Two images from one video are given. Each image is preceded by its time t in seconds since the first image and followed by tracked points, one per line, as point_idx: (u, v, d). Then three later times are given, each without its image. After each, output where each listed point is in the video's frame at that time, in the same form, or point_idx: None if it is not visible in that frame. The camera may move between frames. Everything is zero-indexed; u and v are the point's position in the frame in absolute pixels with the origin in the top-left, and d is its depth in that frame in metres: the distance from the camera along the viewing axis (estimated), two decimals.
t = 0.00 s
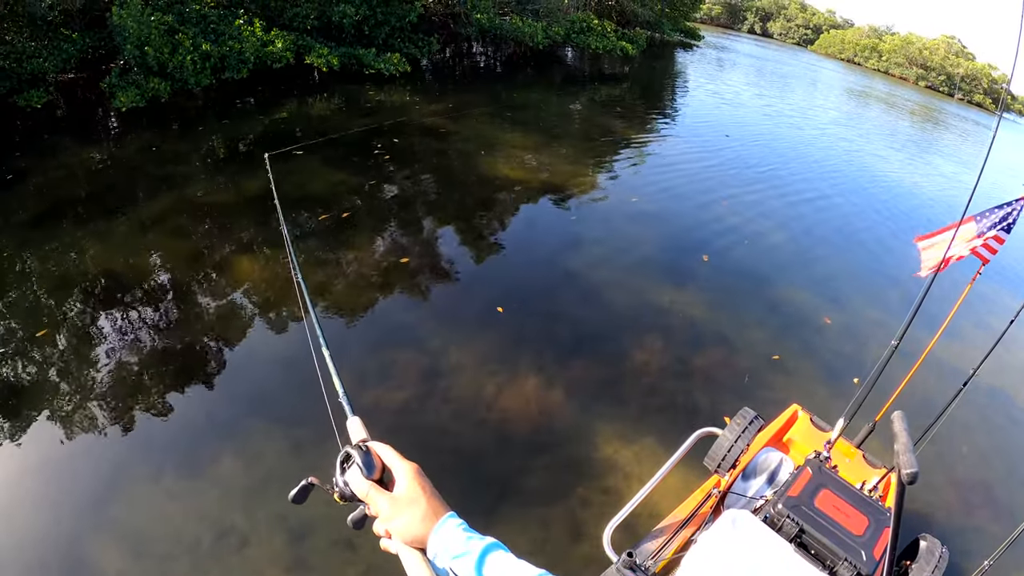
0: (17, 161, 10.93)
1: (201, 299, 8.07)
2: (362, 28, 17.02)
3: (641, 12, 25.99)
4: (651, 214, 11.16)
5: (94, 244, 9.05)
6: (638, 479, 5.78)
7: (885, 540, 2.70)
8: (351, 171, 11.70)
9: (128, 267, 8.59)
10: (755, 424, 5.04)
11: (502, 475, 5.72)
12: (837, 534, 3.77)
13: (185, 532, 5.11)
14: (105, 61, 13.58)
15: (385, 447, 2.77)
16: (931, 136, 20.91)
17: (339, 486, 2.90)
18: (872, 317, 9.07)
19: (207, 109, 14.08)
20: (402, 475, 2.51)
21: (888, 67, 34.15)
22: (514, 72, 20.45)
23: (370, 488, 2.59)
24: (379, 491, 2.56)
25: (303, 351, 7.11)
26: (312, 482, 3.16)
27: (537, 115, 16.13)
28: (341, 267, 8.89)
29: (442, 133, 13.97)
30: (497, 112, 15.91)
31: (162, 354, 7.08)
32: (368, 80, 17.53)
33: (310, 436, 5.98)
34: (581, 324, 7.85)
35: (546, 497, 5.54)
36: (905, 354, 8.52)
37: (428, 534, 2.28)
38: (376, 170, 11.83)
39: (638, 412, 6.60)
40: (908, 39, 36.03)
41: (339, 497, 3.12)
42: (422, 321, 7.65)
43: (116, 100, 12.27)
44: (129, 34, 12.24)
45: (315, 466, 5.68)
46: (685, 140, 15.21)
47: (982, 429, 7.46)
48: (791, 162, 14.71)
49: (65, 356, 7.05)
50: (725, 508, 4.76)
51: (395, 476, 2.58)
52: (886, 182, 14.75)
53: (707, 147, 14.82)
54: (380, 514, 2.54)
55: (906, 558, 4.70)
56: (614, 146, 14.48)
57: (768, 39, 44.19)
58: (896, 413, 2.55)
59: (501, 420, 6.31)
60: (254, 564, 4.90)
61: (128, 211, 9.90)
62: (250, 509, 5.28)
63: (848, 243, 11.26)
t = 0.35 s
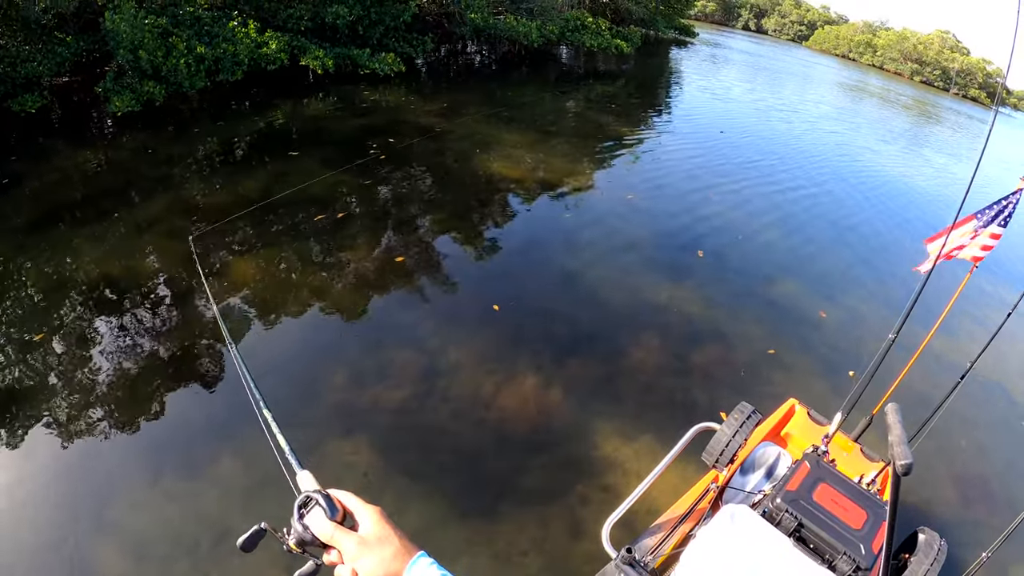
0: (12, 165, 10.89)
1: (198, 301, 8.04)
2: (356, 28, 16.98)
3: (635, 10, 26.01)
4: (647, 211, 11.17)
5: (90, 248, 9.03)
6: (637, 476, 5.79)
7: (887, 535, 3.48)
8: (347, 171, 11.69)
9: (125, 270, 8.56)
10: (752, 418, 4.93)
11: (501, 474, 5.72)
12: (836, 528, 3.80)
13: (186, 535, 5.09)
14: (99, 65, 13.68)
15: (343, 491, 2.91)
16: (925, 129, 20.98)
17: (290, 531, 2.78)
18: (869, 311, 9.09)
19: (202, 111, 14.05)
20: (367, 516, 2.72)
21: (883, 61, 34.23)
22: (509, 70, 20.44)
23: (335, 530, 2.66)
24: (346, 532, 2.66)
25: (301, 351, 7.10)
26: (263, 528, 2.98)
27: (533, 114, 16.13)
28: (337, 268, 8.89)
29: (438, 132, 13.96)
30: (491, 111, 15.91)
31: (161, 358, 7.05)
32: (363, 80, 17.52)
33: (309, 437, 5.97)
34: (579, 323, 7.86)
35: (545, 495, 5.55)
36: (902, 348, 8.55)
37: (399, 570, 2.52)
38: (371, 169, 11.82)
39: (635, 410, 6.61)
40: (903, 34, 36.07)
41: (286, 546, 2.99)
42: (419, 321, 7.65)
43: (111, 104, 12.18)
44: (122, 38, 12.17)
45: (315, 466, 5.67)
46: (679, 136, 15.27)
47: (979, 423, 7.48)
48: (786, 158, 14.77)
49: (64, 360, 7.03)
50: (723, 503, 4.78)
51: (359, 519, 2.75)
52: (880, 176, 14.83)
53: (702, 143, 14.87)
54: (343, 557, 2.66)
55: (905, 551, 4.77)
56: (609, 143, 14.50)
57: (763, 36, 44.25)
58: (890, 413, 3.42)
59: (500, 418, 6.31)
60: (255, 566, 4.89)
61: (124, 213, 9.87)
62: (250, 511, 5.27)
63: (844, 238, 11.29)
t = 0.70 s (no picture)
0: None
1: (182, 311, 7.93)
2: (330, 30, 16.80)
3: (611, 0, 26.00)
4: (630, 201, 11.18)
5: (70, 262, 8.87)
6: (628, 468, 5.79)
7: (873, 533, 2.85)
8: (326, 174, 11.57)
9: (105, 283, 8.41)
10: (740, 407, 4.98)
11: (492, 473, 5.69)
12: (829, 514, 3.81)
13: (178, 551, 5.01)
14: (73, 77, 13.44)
15: None
16: (901, 108, 21.19)
17: None
18: (854, 293, 9.15)
19: (178, 119, 13.85)
20: None
21: (859, 44, 34.45)
22: (486, 65, 20.37)
23: None
24: None
25: (286, 358, 7.01)
26: None
27: (512, 108, 16.06)
28: (320, 272, 8.80)
29: (417, 130, 13.86)
30: (470, 107, 15.84)
31: (148, 370, 6.92)
32: (339, 81, 17.37)
33: (297, 444, 5.89)
34: (565, 317, 7.84)
35: (537, 492, 5.52)
36: (889, 329, 8.60)
37: None
38: (350, 171, 11.71)
39: (624, 402, 6.60)
40: (878, 15, 36.29)
41: None
42: (405, 322, 7.59)
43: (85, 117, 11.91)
44: (94, 49, 11.87)
45: (304, 473, 5.60)
46: (658, 124, 15.32)
47: (965, 399, 7.56)
48: (766, 142, 14.83)
49: (48, 376, 6.87)
50: (714, 493, 4.74)
51: None
52: (857, 156, 14.98)
53: (682, 131, 14.89)
54: None
55: (898, 532, 4.81)
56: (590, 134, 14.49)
57: (739, 22, 44.44)
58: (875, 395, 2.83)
59: (489, 416, 6.28)
60: None
61: (102, 226, 9.70)
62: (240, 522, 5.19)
63: (825, 219, 11.38)
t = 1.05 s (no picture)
0: None
1: (170, 308, 7.80)
2: (311, 19, 16.50)
3: None
4: (618, 186, 11.10)
5: (54, 262, 8.71)
6: (621, 454, 5.77)
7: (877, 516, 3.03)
8: (310, 165, 11.40)
9: (91, 283, 8.25)
10: (732, 393, 4.93)
11: (485, 463, 5.66)
12: (824, 499, 3.79)
13: (171, 551, 4.93)
14: (53, 75, 13.15)
15: None
16: (885, 87, 21.23)
17: None
18: (843, 273, 9.15)
19: (159, 114, 13.60)
20: None
21: (844, 23, 34.40)
22: (469, 52, 20.12)
23: None
24: None
25: (273, 354, 6.92)
26: None
27: (497, 94, 15.88)
28: (306, 264, 8.68)
29: (401, 119, 13.69)
30: (454, 94, 15.65)
31: (139, 369, 6.81)
32: (320, 71, 17.12)
33: (287, 440, 5.82)
34: (554, 304, 7.79)
35: (530, 481, 5.50)
36: (880, 311, 8.58)
37: None
38: (334, 161, 11.55)
39: (615, 388, 6.58)
40: None
41: None
42: (393, 313, 7.51)
43: (64, 115, 11.66)
44: (72, 46, 11.54)
45: (297, 469, 5.54)
46: (644, 107, 15.23)
47: (954, 376, 7.61)
48: (753, 124, 14.77)
49: (37, 377, 6.74)
50: (709, 481, 4.77)
51: None
52: (843, 135, 15.00)
53: (669, 114, 14.80)
54: None
55: (894, 516, 4.80)
56: (576, 119, 14.36)
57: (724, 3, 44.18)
58: (878, 380, 3.00)
59: (480, 406, 6.24)
60: None
61: (85, 225, 9.53)
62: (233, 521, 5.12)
63: (813, 200, 11.37)
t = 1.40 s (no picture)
0: None
1: (171, 310, 7.79)
2: (308, 17, 16.46)
3: None
4: (617, 181, 11.07)
5: (55, 265, 8.71)
6: (622, 451, 5.76)
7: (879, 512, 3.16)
8: (309, 164, 11.38)
9: (92, 286, 8.25)
10: (735, 389, 4.86)
11: (485, 462, 5.65)
12: (828, 494, 3.77)
13: (174, 552, 4.93)
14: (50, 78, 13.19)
15: None
16: (885, 80, 21.18)
17: None
18: (844, 267, 9.12)
19: (157, 115, 13.58)
20: None
21: (843, 17, 34.28)
22: (467, 49, 20.08)
23: None
24: None
25: (274, 354, 6.91)
26: None
27: (495, 91, 15.83)
28: (305, 264, 8.67)
29: (398, 117, 13.66)
30: (451, 91, 15.62)
31: (142, 372, 6.80)
32: (318, 70, 17.10)
33: (288, 440, 5.82)
34: (554, 301, 7.77)
35: (531, 479, 5.50)
36: (882, 307, 8.52)
37: None
38: (332, 160, 11.54)
39: (615, 384, 6.57)
40: None
41: None
42: (393, 312, 7.50)
43: (63, 117, 11.63)
44: (68, 46, 11.43)
45: (299, 470, 5.53)
46: (643, 102, 15.19)
47: (956, 370, 7.59)
48: (752, 117, 14.72)
49: (39, 380, 6.73)
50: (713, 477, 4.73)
51: None
52: (843, 128, 14.97)
53: (667, 108, 14.75)
54: None
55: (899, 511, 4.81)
56: (574, 115, 14.33)
57: None
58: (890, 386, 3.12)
59: (480, 404, 6.23)
60: None
61: (85, 228, 9.53)
62: (235, 523, 5.11)
63: (813, 193, 11.35)
